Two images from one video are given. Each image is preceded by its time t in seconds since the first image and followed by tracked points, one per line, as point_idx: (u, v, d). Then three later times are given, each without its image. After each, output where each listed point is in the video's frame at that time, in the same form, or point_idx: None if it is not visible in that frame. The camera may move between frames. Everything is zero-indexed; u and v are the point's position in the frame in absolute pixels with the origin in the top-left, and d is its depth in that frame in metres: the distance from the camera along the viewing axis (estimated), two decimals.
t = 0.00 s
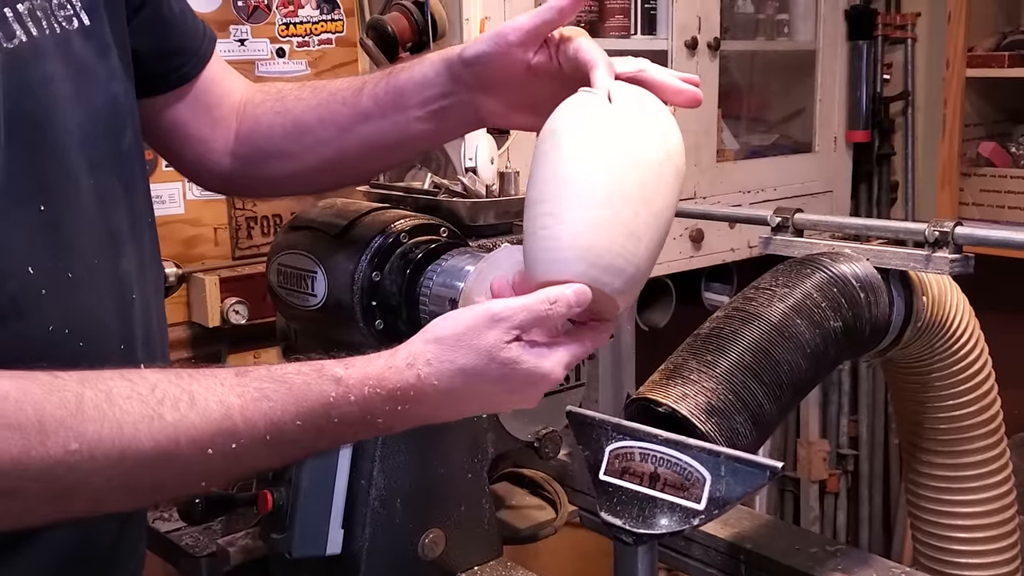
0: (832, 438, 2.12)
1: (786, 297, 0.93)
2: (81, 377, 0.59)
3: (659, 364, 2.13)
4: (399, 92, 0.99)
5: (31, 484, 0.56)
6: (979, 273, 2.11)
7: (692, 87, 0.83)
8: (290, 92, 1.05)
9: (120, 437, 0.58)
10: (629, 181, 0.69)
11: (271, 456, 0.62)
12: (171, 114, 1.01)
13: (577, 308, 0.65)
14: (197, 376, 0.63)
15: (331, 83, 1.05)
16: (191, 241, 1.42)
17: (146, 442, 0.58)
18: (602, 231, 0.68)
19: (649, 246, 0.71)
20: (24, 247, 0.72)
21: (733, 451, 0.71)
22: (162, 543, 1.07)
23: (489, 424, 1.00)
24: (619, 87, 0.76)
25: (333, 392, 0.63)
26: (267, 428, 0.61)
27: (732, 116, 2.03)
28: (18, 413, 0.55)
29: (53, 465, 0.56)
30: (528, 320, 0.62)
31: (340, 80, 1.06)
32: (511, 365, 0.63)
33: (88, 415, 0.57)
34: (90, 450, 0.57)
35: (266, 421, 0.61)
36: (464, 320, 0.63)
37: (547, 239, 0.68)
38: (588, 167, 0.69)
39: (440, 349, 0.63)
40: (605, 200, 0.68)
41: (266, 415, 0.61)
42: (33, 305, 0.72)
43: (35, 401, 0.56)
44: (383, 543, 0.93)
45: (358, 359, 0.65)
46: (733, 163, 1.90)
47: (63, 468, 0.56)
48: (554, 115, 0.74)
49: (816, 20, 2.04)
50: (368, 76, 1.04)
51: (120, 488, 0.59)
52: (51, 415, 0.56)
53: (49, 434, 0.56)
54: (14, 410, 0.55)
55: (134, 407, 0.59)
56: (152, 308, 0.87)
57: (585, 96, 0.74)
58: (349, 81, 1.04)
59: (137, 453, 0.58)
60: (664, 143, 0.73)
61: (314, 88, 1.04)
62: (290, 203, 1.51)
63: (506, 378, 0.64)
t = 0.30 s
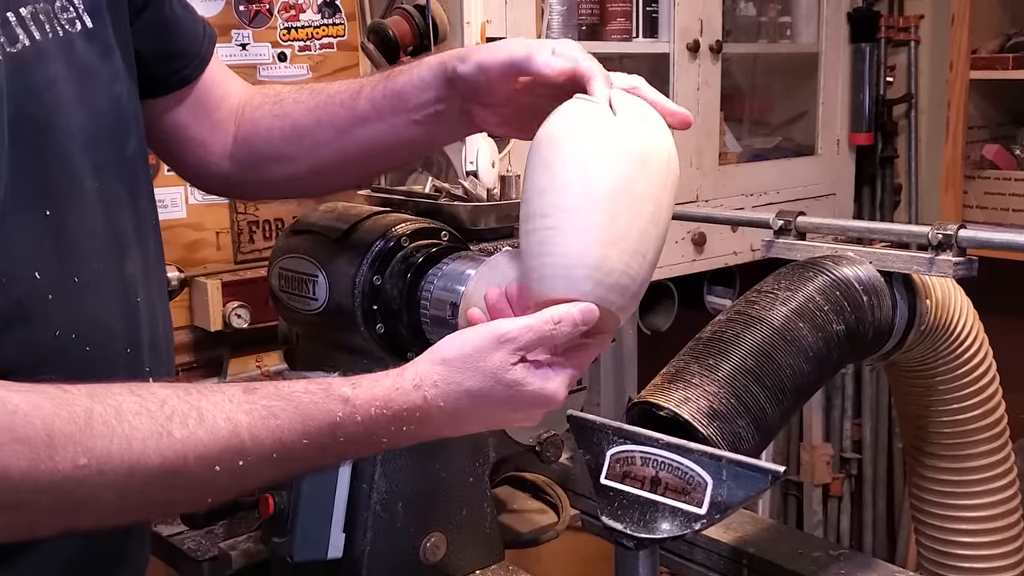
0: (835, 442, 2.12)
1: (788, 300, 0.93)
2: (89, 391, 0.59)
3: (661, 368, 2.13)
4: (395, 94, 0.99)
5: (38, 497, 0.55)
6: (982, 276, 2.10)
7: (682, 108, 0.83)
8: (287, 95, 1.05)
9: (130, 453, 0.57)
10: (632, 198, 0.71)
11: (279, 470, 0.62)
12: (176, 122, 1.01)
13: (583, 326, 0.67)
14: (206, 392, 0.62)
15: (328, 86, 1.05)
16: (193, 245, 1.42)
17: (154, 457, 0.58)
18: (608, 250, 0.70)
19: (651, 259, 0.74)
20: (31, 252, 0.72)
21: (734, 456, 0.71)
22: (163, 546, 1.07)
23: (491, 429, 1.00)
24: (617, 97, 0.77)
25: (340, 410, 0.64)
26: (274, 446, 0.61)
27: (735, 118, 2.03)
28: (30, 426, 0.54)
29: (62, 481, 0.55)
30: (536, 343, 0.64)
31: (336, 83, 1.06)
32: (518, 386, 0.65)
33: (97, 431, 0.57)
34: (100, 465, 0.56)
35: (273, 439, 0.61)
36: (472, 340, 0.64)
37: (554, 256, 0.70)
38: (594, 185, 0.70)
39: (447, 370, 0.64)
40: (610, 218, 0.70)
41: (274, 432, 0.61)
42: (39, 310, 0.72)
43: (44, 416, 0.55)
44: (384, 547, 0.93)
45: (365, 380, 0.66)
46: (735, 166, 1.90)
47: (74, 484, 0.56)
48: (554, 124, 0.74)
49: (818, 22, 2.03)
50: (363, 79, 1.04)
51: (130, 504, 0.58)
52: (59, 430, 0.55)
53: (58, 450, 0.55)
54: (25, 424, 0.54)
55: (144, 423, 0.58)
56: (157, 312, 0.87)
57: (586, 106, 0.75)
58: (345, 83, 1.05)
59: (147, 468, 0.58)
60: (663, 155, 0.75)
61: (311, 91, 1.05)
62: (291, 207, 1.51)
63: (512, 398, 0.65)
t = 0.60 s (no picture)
0: (837, 444, 2.11)
1: (789, 300, 0.93)
2: (105, 397, 0.59)
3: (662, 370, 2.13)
4: (383, 102, 0.98)
5: (57, 501, 0.55)
6: (984, 278, 2.10)
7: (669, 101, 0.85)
8: (279, 97, 1.05)
9: (147, 458, 0.57)
10: (634, 226, 0.73)
11: (291, 476, 0.62)
12: (175, 122, 1.01)
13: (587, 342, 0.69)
14: (220, 399, 0.62)
15: (319, 90, 1.05)
16: (194, 247, 1.42)
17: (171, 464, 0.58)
18: (609, 264, 0.73)
19: (645, 271, 0.77)
20: (35, 254, 0.72)
21: (735, 456, 0.71)
22: (164, 548, 1.07)
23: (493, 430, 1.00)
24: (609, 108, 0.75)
25: (351, 418, 0.64)
26: (287, 452, 0.61)
27: (736, 120, 2.03)
28: (48, 433, 0.54)
29: (80, 488, 0.55)
30: (535, 357, 0.67)
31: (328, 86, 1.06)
32: (516, 393, 0.68)
33: (115, 436, 0.57)
34: (117, 472, 0.56)
35: (287, 445, 0.61)
36: (476, 351, 0.67)
37: (558, 285, 0.72)
38: (599, 218, 0.71)
39: (452, 379, 0.67)
40: (612, 249, 0.72)
41: (287, 438, 0.61)
42: (44, 311, 0.72)
43: (62, 420, 0.55)
44: (384, 548, 0.93)
45: (374, 388, 0.67)
46: (736, 167, 1.90)
47: (91, 490, 0.55)
48: (555, 142, 0.73)
49: (820, 24, 2.03)
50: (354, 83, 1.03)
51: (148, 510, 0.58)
52: (78, 436, 0.55)
53: (77, 458, 0.55)
54: (43, 429, 0.54)
55: (161, 429, 0.58)
56: (160, 312, 0.87)
57: (588, 126, 0.73)
58: (336, 87, 1.04)
59: (164, 475, 0.58)
60: (659, 160, 0.75)
61: (302, 94, 1.04)
62: (292, 209, 1.51)
63: (512, 403, 0.69)
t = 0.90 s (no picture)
0: (838, 444, 2.12)
1: (791, 300, 0.93)
2: (115, 402, 0.59)
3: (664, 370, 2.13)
4: (378, 121, 0.99)
5: (69, 507, 0.55)
6: (985, 277, 2.10)
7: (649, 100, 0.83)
8: (270, 106, 1.05)
9: (158, 464, 0.57)
10: (634, 231, 0.73)
11: (298, 481, 0.62)
12: (174, 124, 1.00)
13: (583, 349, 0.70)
14: (228, 404, 0.62)
15: (311, 102, 1.05)
16: (195, 247, 1.42)
17: (181, 471, 0.58)
18: (609, 269, 0.73)
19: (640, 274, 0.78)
20: (36, 257, 0.72)
21: (737, 454, 0.71)
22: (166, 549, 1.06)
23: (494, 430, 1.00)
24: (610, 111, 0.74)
25: (357, 425, 0.64)
26: (294, 457, 0.61)
27: (736, 120, 2.03)
28: (62, 438, 0.55)
29: (91, 494, 0.55)
30: (535, 364, 0.67)
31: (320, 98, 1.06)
32: (514, 399, 0.69)
33: (127, 442, 0.57)
34: (127, 477, 0.56)
35: (294, 451, 0.61)
36: (477, 358, 0.67)
37: (561, 291, 0.73)
38: (601, 225, 0.72)
39: (452, 386, 0.67)
40: (613, 255, 0.73)
41: (294, 444, 0.61)
42: (45, 315, 0.72)
43: (74, 426, 0.55)
44: (385, 548, 0.93)
45: (378, 395, 0.67)
46: (737, 167, 1.90)
47: (101, 495, 0.56)
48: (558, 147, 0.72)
49: (820, 24, 2.03)
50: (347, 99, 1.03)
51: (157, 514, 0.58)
52: (90, 441, 0.55)
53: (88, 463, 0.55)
54: (56, 434, 0.55)
55: (171, 435, 0.58)
56: (161, 313, 0.87)
57: (588, 130, 0.73)
58: (328, 101, 1.04)
59: (173, 482, 0.58)
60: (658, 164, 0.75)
61: (294, 105, 1.04)
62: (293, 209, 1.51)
63: (509, 408, 0.69)
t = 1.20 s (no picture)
0: (839, 442, 2.12)
1: (794, 299, 0.93)
2: (121, 404, 0.59)
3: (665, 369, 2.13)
4: (367, 141, 0.98)
5: (76, 509, 0.55)
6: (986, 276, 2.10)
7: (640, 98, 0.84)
8: (263, 117, 1.04)
9: (164, 466, 0.57)
10: (636, 235, 0.74)
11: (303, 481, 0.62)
12: (174, 127, 1.00)
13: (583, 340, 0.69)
14: (233, 406, 0.62)
15: (305, 118, 1.04)
16: (197, 247, 1.42)
17: (187, 472, 0.58)
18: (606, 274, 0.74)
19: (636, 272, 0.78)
20: (37, 260, 0.72)
21: (742, 453, 0.71)
22: (168, 548, 1.07)
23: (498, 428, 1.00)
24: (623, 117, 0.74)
25: (360, 425, 0.64)
26: (298, 459, 0.61)
27: (737, 119, 2.03)
28: (68, 441, 0.55)
29: (98, 495, 0.55)
30: (536, 361, 0.67)
31: (315, 114, 1.05)
32: (517, 395, 0.69)
33: (134, 444, 0.57)
34: (134, 479, 0.56)
35: (299, 452, 0.61)
36: (477, 358, 0.67)
37: (560, 289, 0.74)
38: (605, 229, 0.72)
39: (457, 386, 0.67)
40: (613, 255, 0.73)
41: (299, 445, 0.61)
42: (47, 318, 0.72)
43: (80, 429, 0.55)
44: (389, 547, 0.93)
45: (381, 395, 0.67)
46: (739, 167, 1.90)
47: (109, 497, 0.56)
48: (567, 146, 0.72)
49: (821, 23, 2.03)
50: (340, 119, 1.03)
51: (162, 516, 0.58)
52: (96, 444, 0.56)
53: (95, 466, 0.55)
54: (62, 438, 0.55)
55: (177, 437, 0.58)
56: (162, 315, 0.87)
57: (596, 130, 0.72)
58: (322, 118, 1.04)
59: (179, 483, 0.58)
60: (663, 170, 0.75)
61: (287, 118, 1.04)
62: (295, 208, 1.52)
63: (512, 405, 0.69)
